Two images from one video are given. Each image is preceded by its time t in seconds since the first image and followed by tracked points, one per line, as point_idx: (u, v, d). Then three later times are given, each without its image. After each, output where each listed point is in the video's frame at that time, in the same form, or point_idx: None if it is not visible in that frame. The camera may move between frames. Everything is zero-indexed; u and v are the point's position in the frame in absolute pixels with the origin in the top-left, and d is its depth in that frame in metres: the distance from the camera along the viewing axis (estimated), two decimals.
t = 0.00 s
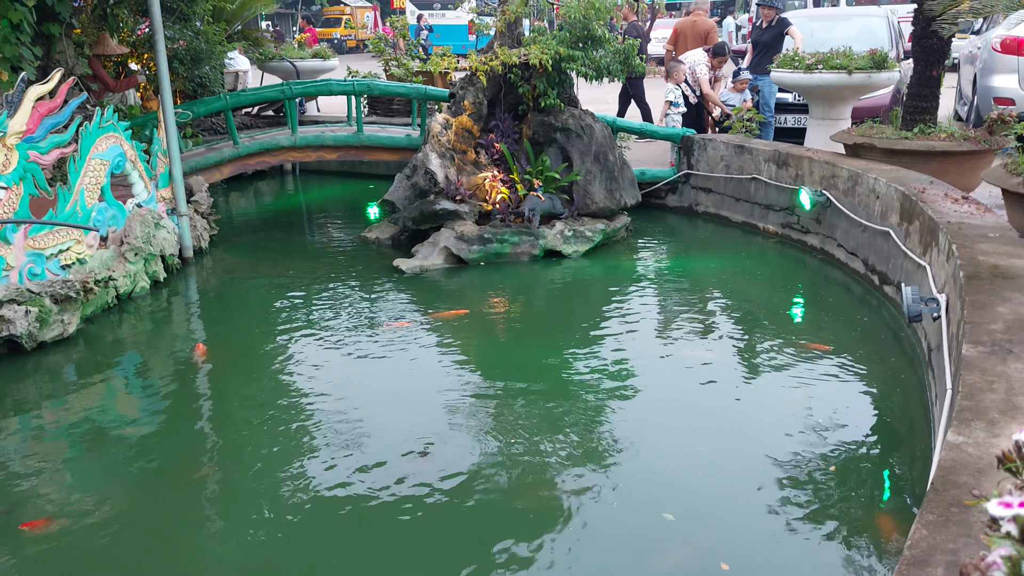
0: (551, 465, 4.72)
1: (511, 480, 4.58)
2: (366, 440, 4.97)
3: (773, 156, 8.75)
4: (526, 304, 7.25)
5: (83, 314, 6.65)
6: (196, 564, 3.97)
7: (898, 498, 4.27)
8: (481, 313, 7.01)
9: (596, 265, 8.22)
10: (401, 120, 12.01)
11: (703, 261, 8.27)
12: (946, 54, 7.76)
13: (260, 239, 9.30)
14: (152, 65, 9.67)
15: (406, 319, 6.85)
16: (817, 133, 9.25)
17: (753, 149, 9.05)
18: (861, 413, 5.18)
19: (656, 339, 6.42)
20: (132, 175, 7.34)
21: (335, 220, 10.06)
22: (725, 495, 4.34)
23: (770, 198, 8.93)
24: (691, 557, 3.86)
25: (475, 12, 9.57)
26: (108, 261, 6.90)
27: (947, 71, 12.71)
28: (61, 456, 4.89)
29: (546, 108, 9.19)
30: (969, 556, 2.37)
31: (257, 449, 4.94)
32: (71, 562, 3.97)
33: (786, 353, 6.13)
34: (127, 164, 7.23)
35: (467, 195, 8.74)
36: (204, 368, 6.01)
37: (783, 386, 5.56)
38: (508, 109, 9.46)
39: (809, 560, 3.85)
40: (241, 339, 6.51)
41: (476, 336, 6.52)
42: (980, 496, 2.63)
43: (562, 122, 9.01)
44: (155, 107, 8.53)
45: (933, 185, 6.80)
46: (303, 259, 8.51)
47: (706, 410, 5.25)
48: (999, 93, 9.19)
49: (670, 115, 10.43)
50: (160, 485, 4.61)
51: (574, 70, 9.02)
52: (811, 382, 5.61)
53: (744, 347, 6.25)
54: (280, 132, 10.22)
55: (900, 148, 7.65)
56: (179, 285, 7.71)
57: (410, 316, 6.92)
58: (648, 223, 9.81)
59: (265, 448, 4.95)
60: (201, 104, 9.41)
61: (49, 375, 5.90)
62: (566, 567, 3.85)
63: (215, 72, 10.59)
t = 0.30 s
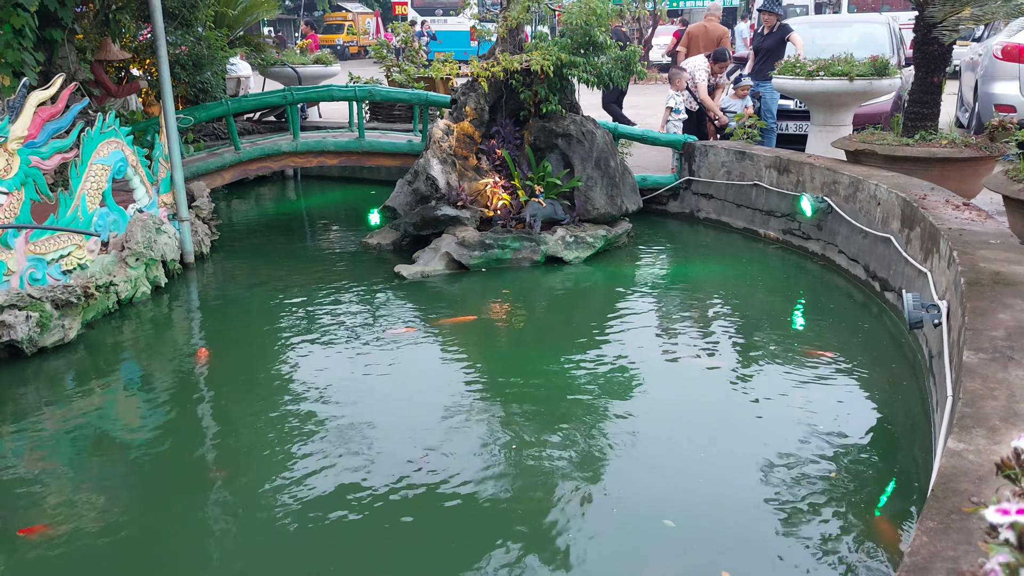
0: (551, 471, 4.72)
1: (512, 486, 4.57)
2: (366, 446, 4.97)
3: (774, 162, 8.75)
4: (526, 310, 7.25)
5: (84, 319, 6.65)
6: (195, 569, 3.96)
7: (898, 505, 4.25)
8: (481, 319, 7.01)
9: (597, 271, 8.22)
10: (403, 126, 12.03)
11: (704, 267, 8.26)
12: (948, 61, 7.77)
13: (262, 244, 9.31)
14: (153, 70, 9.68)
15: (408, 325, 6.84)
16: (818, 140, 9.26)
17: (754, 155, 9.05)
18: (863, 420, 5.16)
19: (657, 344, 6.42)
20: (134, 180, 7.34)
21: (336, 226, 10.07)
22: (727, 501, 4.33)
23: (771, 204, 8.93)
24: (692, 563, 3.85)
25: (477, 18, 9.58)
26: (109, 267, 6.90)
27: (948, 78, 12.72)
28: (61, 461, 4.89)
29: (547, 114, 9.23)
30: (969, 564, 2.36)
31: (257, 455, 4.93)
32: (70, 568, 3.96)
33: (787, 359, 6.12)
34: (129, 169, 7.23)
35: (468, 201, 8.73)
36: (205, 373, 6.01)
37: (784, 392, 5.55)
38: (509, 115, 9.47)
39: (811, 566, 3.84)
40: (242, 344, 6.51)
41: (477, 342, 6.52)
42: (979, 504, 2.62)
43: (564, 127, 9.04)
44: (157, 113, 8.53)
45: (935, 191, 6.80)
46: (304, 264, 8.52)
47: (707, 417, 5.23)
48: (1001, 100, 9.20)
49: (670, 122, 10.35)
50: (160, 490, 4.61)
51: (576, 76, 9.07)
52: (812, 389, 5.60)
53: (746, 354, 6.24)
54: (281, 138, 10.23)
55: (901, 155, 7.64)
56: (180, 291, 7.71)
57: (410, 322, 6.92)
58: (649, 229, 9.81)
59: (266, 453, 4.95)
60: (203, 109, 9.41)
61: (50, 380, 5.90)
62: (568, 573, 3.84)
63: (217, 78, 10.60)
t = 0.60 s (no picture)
0: (554, 476, 4.71)
1: (514, 490, 4.57)
2: (368, 450, 4.96)
3: (778, 167, 8.74)
4: (529, 314, 7.24)
5: (87, 324, 6.67)
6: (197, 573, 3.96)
7: (902, 510, 4.24)
8: (484, 323, 7.01)
9: (600, 275, 8.22)
10: (406, 131, 12.04)
11: (708, 272, 8.26)
12: (951, 65, 7.76)
13: (265, 249, 9.32)
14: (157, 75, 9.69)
15: (411, 330, 6.84)
16: (822, 144, 9.25)
17: (757, 159, 9.04)
18: (866, 425, 5.15)
19: (660, 349, 6.41)
20: (137, 185, 7.35)
21: (339, 230, 10.08)
22: (730, 506, 4.32)
23: (774, 209, 8.92)
24: (696, 567, 3.85)
25: (480, 23, 9.59)
26: (112, 271, 6.90)
27: (952, 82, 12.71)
28: (64, 465, 4.89)
29: (550, 119, 9.21)
30: (973, 569, 2.35)
31: (261, 459, 4.93)
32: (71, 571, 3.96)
33: (790, 364, 6.11)
34: (132, 174, 7.25)
35: (471, 206, 8.72)
36: (208, 377, 6.01)
37: (788, 397, 5.54)
38: (512, 120, 9.47)
39: (813, 570, 3.83)
40: (246, 349, 6.52)
41: (480, 346, 6.51)
42: (983, 508, 2.61)
43: (566, 132, 9.04)
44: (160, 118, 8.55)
45: (938, 196, 6.78)
46: (308, 269, 8.53)
47: (711, 422, 5.22)
48: (1005, 104, 9.19)
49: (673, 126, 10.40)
50: (162, 494, 4.61)
51: (578, 81, 9.06)
52: (815, 393, 5.59)
53: (749, 358, 6.24)
54: (285, 142, 10.24)
55: (904, 159, 7.62)
56: (183, 295, 7.72)
57: (413, 326, 6.92)
58: (653, 233, 9.80)
59: (269, 457, 4.95)
60: (206, 114, 9.45)
61: (53, 384, 5.91)
62: None
63: (220, 83, 10.56)
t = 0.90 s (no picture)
0: (559, 477, 4.71)
1: (518, 491, 4.58)
2: (372, 451, 4.97)
3: (782, 168, 8.73)
4: (533, 316, 7.24)
5: (93, 326, 6.68)
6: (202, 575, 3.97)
7: (906, 512, 4.23)
8: (487, 325, 7.01)
9: (604, 277, 8.22)
10: (410, 133, 12.06)
11: (712, 273, 8.25)
12: (955, 66, 7.74)
13: (269, 251, 9.33)
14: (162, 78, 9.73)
15: (415, 332, 6.84)
16: (825, 145, 9.23)
17: (761, 161, 9.03)
18: (871, 426, 5.15)
19: (663, 350, 6.41)
20: (142, 188, 7.36)
21: (343, 233, 10.09)
22: (734, 508, 4.32)
23: (778, 210, 8.91)
24: (700, 569, 3.85)
25: (484, 25, 9.60)
26: (118, 273, 6.91)
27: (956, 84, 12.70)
28: (70, 467, 4.90)
29: (553, 121, 9.23)
30: (977, 569, 2.35)
31: (265, 461, 4.94)
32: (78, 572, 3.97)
33: (795, 365, 6.11)
34: (137, 176, 7.27)
35: (474, 208, 8.73)
36: (213, 379, 6.02)
37: (793, 399, 5.54)
38: (516, 122, 9.50)
39: (818, 571, 3.83)
40: (250, 351, 6.53)
41: (483, 348, 6.52)
42: (987, 509, 2.61)
43: (569, 134, 9.04)
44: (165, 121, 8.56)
45: (942, 197, 6.77)
46: (312, 271, 8.54)
47: (715, 423, 5.22)
48: (1009, 105, 9.18)
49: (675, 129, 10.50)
50: (168, 495, 4.62)
51: (581, 82, 9.03)
52: (819, 395, 5.59)
53: (753, 359, 6.23)
54: (288, 145, 10.25)
55: (908, 160, 7.61)
56: (188, 297, 7.74)
57: (417, 328, 6.93)
58: (657, 235, 9.80)
59: (274, 459, 4.96)
60: (211, 117, 9.45)
61: (59, 386, 5.92)
62: None
63: (224, 86, 10.58)
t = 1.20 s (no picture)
0: (563, 480, 4.71)
1: (522, 494, 4.58)
2: (375, 454, 4.98)
3: (785, 170, 8.72)
4: (536, 319, 7.24)
5: (97, 330, 6.69)
6: None
7: (911, 514, 4.22)
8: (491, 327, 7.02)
9: (607, 280, 8.22)
10: (413, 137, 12.08)
11: (715, 276, 8.25)
12: (958, 68, 7.74)
13: (273, 255, 9.35)
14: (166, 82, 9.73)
15: (417, 336, 6.84)
16: (829, 147, 9.22)
17: (764, 163, 9.02)
18: (874, 428, 5.14)
19: (667, 353, 6.41)
20: (146, 192, 7.38)
21: (347, 236, 10.10)
22: (738, 510, 4.32)
23: (782, 212, 8.90)
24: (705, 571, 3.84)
25: (487, 29, 9.60)
26: (122, 278, 6.93)
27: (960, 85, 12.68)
28: (74, 471, 4.91)
29: (556, 124, 9.24)
30: (982, 573, 2.34)
31: (270, 465, 4.94)
32: None
33: (799, 367, 6.10)
34: (141, 181, 7.29)
35: (477, 211, 8.73)
36: (218, 383, 6.03)
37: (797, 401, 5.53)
38: (519, 125, 9.53)
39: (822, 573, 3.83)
40: (254, 354, 6.54)
41: (485, 351, 6.52)
42: (991, 512, 2.60)
43: (572, 136, 9.01)
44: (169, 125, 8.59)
45: (946, 199, 6.75)
46: (315, 275, 8.55)
47: (718, 426, 5.21)
48: (1012, 106, 9.16)
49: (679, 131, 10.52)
50: (172, 499, 4.63)
51: (584, 85, 9.05)
52: (822, 397, 5.58)
53: (757, 362, 6.23)
54: (292, 149, 10.27)
55: (912, 162, 7.59)
56: (192, 301, 7.75)
57: (421, 331, 6.94)
58: (660, 238, 9.80)
59: (278, 462, 4.97)
60: (214, 121, 9.46)
61: (63, 391, 5.94)
62: None
63: (229, 90, 10.59)
